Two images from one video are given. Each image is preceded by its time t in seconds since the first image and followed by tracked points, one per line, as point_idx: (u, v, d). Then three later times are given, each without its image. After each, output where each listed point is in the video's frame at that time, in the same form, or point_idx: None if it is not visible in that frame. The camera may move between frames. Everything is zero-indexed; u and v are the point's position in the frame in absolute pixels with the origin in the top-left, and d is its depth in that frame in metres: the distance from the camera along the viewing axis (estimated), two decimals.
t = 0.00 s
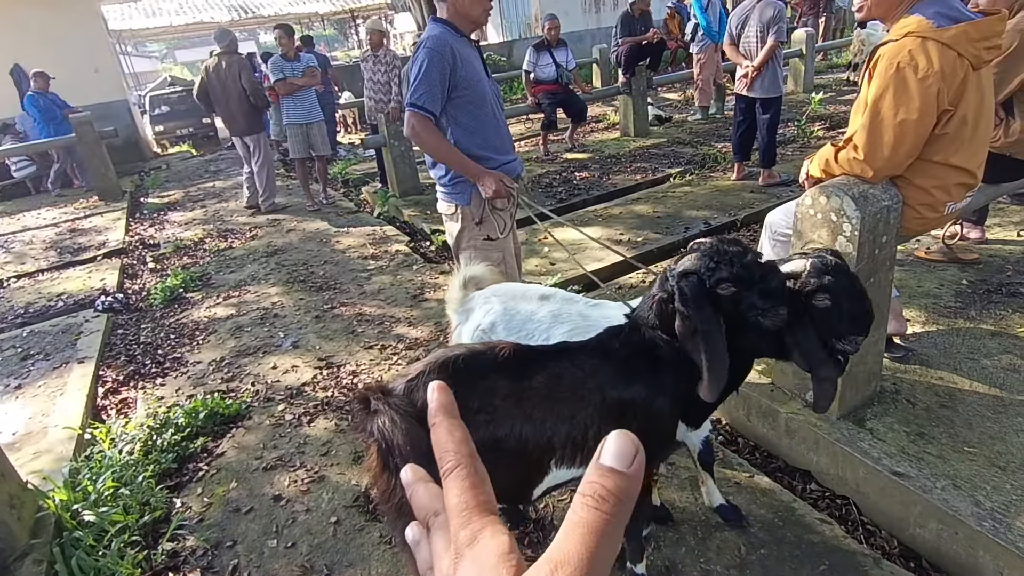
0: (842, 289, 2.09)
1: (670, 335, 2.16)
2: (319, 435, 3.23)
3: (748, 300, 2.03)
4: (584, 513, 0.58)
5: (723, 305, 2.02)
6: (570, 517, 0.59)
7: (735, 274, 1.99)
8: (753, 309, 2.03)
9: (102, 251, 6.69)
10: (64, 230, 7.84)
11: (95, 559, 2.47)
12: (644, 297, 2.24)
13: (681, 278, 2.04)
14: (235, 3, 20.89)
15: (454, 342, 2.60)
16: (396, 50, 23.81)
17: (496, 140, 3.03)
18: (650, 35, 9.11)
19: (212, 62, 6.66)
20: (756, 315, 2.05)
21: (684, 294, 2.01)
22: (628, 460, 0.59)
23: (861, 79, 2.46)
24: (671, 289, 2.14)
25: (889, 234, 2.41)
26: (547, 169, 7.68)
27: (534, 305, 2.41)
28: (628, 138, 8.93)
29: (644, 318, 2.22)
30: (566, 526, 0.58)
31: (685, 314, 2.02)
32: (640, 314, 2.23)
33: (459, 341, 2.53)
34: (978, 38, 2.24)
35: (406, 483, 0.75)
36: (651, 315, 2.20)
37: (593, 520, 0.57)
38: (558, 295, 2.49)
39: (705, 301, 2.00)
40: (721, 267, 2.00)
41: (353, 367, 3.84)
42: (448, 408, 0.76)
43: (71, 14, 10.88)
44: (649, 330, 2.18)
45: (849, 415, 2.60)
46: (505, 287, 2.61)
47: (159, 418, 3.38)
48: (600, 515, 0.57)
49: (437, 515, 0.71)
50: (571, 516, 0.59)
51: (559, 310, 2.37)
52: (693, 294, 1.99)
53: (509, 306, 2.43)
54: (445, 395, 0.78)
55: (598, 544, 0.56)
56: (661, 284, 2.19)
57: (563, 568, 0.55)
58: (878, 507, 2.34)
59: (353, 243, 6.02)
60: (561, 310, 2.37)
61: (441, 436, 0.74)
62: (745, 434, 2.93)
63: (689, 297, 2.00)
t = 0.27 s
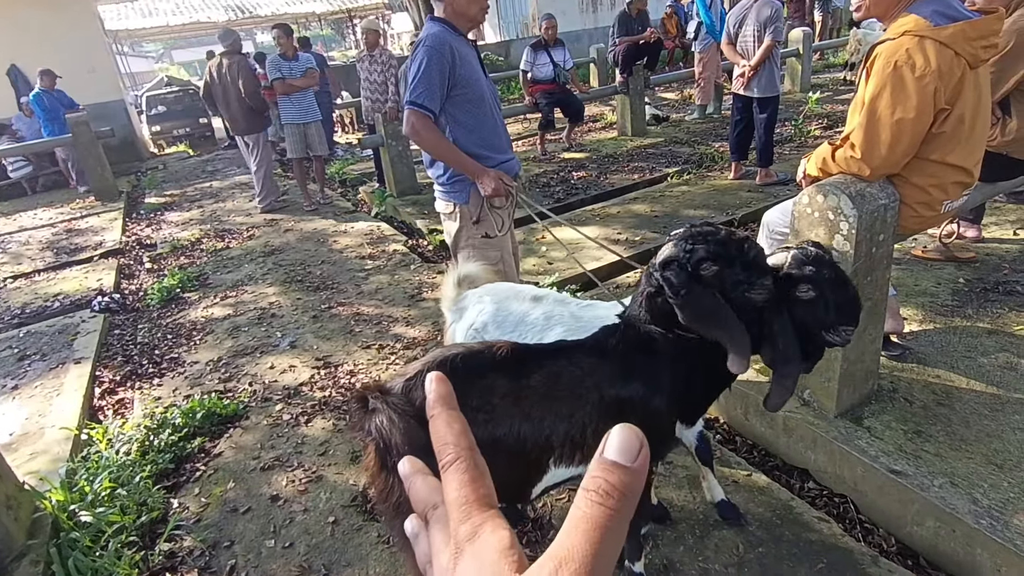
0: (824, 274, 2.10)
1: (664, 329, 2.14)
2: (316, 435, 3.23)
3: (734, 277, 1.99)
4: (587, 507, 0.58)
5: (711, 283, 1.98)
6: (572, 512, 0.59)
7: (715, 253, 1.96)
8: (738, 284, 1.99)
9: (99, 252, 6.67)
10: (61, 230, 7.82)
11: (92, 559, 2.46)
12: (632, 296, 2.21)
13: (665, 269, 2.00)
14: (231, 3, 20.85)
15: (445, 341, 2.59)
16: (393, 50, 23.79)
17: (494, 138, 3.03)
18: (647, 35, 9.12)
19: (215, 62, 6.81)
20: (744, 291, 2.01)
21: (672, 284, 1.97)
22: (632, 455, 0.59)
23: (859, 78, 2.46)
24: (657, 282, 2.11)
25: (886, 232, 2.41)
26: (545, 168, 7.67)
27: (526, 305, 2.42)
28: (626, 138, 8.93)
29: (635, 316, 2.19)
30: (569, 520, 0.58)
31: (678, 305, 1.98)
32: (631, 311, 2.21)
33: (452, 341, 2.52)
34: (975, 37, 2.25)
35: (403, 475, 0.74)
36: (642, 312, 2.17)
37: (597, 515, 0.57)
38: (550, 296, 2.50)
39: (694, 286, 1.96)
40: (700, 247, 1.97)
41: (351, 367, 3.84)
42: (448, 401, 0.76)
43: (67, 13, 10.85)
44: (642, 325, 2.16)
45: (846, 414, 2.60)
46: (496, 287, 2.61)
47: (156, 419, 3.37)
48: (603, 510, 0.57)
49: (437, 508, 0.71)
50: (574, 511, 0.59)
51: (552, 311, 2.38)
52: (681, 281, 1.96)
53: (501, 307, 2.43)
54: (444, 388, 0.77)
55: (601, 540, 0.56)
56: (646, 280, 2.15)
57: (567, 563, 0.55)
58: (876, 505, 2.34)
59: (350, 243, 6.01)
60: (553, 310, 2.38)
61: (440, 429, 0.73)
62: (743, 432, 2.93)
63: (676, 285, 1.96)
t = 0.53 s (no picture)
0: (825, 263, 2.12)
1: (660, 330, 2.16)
2: (311, 436, 3.22)
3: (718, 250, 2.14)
4: (594, 508, 0.58)
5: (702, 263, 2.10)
6: (579, 512, 0.59)
7: (700, 234, 2.09)
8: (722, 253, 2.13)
9: (93, 252, 6.65)
10: (55, 230, 7.79)
11: (86, 561, 2.45)
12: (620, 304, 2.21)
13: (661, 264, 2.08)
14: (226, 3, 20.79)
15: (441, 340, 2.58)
16: (389, 50, 23.77)
17: (490, 138, 3.03)
18: (643, 35, 9.14)
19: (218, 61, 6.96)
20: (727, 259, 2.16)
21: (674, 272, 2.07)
22: (639, 456, 0.59)
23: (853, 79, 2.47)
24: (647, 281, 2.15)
25: (880, 232, 2.43)
26: (540, 168, 7.68)
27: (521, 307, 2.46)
28: (621, 138, 8.94)
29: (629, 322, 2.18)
30: (576, 521, 0.58)
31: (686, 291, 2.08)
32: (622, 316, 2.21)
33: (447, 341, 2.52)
34: (968, 38, 2.26)
35: (410, 477, 0.76)
36: (634, 318, 2.17)
37: (604, 516, 0.57)
38: (544, 297, 2.54)
39: (692, 266, 2.08)
40: (685, 229, 2.09)
41: (346, 367, 3.83)
42: (454, 401, 0.76)
43: (60, 11, 10.81)
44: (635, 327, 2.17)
45: (840, 413, 2.61)
46: (492, 286, 2.62)
47: (150, 420, 3.36)
48: (610, 512, 0.57)
49: (443, 509, 0.71)
50: (581, 511, 0.59)
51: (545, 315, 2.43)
52: (682, 266, 2.06)
53: (495, 306, 2.45)
54: (450, 387, 0.77)
55: (609, 541, 0.56)
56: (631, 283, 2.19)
57: (574, 565, 0.55)
58: (871, 503, 2.35)
59: (346, 243, 6.00)
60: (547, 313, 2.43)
61: (446, 431, 0.73)
62: (738, 432, 2.94)
63: (678, 271, 2.06)
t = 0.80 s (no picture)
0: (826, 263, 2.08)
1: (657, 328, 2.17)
2: (307, 436, 3.22)
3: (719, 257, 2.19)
4: (588, 502, 0.58)
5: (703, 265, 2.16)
6: (575, 507, 0.59)
7: (705, 236, 2.15)
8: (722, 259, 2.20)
9: (88, 252, 6.63)
10: (49, 231, 7.76)
11: (81, 562, 2.44)
12: (620, 297, 2.24)
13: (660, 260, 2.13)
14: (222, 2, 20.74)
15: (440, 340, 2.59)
16: (385, 50, 23.74)
17: (486, 138, 3.03)
18: (639, 35, 9.15)
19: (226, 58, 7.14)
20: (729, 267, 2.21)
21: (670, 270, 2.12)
22: (635, 449, 0.58)
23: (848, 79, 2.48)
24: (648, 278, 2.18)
25: (874, 232, 2.43)
26: (537, 168, 7.68)
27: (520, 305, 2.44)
28: (618, 138, 8.95)
29: (625, 318, 2.20)
30: (571, 516, 0.58)
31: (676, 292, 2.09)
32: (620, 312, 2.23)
33: (446, 340, 2.52)
34: (963, 38, 2.26)
35: (407, 471, 0.76)
36: (632, 312, 2.19)
37: (599, 511, 0.57)
38: (543, 296, 2.52)
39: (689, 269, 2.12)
40: (692, 230, 2.15)
41: (342, 367, 3.82)
42: (449, 396, 0.76)
43: (55, 11, 10.78)
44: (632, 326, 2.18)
45: (836, 412, 2.62)
46: (492, 285, 2.62)
47: (146, 421, 3.35)
48: (605, 506, 0.57)
49: (438, 504, 0.71)
50: (575, 506, 0.59)
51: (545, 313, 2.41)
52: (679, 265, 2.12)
53: (495, 306, 2.44)
54: (446, 382, 0.77)
55: (603, 535, 0.56)
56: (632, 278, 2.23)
57: (570, 561, 0.55)
58: (866, 502, 2.36)
59: (342, 243, 6.00)
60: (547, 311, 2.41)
61: (441, 425, 0.73)
62: (734, 431, 2.95)
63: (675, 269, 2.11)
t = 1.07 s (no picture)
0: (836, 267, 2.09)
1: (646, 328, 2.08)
2: (306, 437, 3.21)
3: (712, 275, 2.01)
4: (588, 503, 0.58)
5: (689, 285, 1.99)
6: (573, 508, 0.59)
7: (696, 257, 1.96)
8: (717, 281, 2.02)
9: (86, 253, 6.62)
10: (47, 231, 7.75)
11: (79, 563, 2.43)
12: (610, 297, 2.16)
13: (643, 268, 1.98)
14: (220, 2, 20.71)
15: (441, 340, 2.59)
16: (384, 50, 23.73)
17: (485, 139, 3.04)
18: (638, 35, 9.16)
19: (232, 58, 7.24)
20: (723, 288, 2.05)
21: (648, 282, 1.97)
22: (634, 451, 0.59)
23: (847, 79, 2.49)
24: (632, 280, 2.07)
25: (873, 232, 2.44)
26: (535, 168, 7.68)
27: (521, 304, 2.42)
28: (616, 138, 8.96)
29: (615, 316, 2.14)
30: (568, 517, 0.58)
31: (648, 303, 1.97)
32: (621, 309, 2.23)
33: (446, 341, 2.52)
34: (961, 39, 2.27)
35: (403, 472, 0.75)
36: (620, 312, 2.11)
37: (598, 511, 0.57)
38: (545, 296, 2.50)
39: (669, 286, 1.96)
40: (685, 247, 1.97)
41: (341, 368, 3.82)
42: (446, 397, 0.76)
43: (54, 11, 10.78)
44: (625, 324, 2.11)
45: (834, 412, 2.62)
46: (493, 286, 2.62)
47: (143, 421, 3.34)
48: (605, 507, 0.57)
49: (436, 505, 0.71)
50: (573, 507, 0.59)
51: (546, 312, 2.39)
52: (656, 280, 1.95)
53: (495, 306, 2.44)
54: (443, 383, 0.77)
55: (603, 536, 0.56)
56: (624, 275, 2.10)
57: (568, 560, 0.56)
58: (864, 502, 2.36)
59: (341, 244, 5.99)
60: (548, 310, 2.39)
61: (439, 426, 0.73)
62: (732, 431, 2.95)
63: (651, 284, 1.95)
